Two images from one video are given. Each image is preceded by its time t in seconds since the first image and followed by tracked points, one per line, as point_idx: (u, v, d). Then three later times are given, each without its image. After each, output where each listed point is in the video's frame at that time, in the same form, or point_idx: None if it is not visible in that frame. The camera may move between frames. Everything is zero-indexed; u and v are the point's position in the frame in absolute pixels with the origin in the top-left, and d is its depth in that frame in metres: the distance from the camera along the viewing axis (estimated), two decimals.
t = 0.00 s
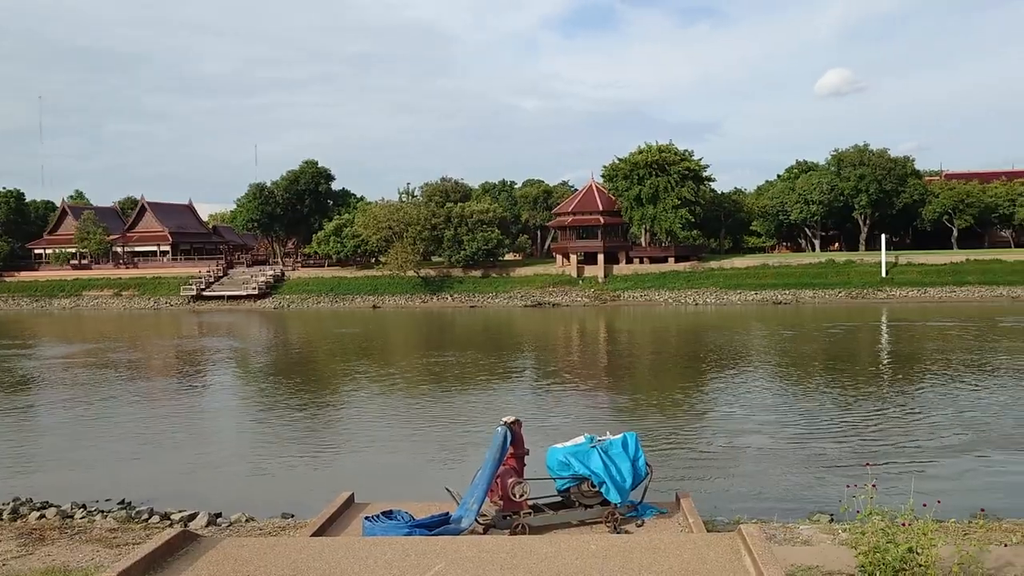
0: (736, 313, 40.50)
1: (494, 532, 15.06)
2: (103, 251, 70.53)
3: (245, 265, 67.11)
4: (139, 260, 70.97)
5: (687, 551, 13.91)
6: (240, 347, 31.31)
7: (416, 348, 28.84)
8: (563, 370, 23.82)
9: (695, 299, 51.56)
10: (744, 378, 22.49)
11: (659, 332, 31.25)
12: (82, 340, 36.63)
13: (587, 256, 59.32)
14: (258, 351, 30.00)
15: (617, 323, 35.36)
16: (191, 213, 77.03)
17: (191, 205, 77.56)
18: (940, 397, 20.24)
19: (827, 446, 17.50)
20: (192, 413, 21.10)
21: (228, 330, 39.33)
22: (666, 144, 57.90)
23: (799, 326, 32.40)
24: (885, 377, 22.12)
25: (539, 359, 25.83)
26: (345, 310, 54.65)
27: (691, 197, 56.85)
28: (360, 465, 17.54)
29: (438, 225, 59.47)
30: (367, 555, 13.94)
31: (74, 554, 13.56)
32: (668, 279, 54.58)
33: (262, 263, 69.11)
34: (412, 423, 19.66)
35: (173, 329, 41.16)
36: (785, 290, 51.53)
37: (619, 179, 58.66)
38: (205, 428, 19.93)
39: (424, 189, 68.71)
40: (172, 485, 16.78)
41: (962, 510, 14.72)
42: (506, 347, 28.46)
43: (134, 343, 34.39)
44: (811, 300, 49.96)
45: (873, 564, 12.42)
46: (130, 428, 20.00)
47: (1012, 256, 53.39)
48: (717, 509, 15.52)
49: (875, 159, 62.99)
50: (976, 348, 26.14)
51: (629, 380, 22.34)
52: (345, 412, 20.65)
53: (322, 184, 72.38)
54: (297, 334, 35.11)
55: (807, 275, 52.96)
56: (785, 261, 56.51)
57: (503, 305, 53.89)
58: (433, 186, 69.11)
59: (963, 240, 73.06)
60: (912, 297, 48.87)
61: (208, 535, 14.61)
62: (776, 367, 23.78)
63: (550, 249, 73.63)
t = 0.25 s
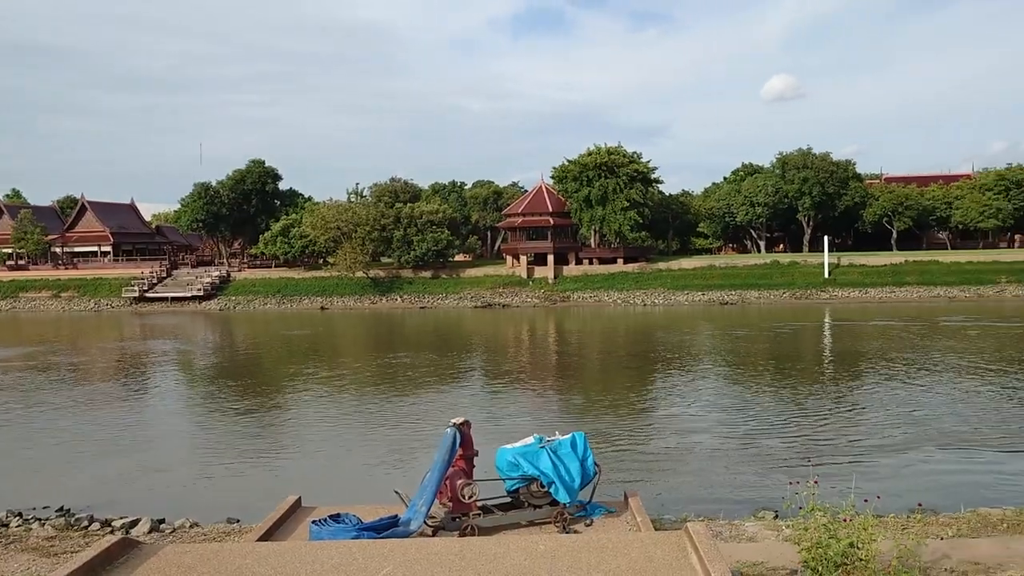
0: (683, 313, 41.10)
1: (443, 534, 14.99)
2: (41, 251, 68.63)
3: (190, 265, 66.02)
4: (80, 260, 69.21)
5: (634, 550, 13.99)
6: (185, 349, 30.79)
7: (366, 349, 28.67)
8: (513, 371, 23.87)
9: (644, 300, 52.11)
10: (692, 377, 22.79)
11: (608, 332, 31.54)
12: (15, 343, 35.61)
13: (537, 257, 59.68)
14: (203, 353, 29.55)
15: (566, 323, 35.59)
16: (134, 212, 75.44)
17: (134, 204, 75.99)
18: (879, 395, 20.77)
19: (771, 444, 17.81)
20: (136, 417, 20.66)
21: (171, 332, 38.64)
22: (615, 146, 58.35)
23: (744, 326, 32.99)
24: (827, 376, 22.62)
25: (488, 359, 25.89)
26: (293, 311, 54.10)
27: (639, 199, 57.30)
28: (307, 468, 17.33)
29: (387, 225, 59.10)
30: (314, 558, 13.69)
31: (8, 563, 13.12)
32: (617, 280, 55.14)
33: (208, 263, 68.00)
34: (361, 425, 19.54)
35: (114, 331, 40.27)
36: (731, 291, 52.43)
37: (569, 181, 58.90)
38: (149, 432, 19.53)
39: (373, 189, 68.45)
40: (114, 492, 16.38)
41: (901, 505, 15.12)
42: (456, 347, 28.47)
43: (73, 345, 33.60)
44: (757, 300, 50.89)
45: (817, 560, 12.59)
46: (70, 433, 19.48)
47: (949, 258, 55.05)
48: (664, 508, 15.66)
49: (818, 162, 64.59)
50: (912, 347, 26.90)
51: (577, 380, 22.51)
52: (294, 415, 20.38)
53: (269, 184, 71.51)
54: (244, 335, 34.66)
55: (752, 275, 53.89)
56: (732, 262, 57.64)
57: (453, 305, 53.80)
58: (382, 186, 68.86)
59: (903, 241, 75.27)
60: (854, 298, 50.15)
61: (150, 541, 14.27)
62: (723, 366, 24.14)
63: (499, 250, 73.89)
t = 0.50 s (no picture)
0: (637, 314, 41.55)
1: (397, 536, 14.87)
2: None
3: (139, 266, 64.90)
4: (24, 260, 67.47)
5: (588, 549, 14.01)
6: (134, 351, 30.21)
7: (320, 351, 28.40)
8: (469, 372, 23.83)
9: (599, 301, 52.47)
10: (647, 377, 22.99)
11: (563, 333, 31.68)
12: None
13: (493, 258, 59.80)
14: (152, 355, 29.06)
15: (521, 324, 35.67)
16: (81, 212, 73.83)
17: (82, 203, 74.40)
18: (829, 394, 21.15)
19: (724, 443, 18.02)
20: (82, 421, 20.18)
21: (119, 334, 37.91)
22: (571, 147, 59.22)
23: (696, 326, 33.40)
24: (779, 375, 22.98)
25: (443, 360, 25.88)
26: (245, 313, 53.54)
27: (594, 200, 58.28)
28: (260, 471, 17.10)
29: (342, 226, 58.82)
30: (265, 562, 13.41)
31: None
32: (572, 281, 55.45)
33: (158, 263, 66.88)
34: (315, 427, 19.36)
35: (59, 333, 39.35)
36: (686, 291, 53.05)
37: (525, 182, 59.74)
38: (96, 437, 19.09)
39: (327, 189, 68.04)
40: (60, 498, 15.96)
41: (849, 501, 15.42)
42: (411, 348, 28.43)
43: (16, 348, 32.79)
44: (710, 300, 51.54)
45: (767, 556, 13.11)
46: (13, 438, 18.95)
47: (896, 260, 56.45)
48: (618, 507, 15.73)
49: (769, 165, 65.81)
50: (860, 347, 27.46)
51: (532, 381, 22.59)
52: (247, 418, 20.08)
53: (221, 183, 70.62)
54: (196, 337, 34.12)
55: (705, 276, 54.51)
56: (685, 262, 58.47)
57: (408, 306, 53.64)
58: (336, 186, 68.39)
59: (851, 243, 77.02)
60: (804, 298, 51.10)
61: (96, 547, 13.90)
62: (678, 366, 24.39)
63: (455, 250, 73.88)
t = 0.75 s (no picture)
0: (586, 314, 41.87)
1: (345, 539, 14.68)
2: None
3: (80, 267, 63.49)
4: None
5: (537, 549, 13.98)
6: (75, 353, 29.54)
7: (269, 352, 28.07)
8: (418, 374, 23.75)
9: (549, 301, 52.80)
10: (596, 378, 23.16)
11: (514, 333, 31.79)
12: None
13: (443, 258, 59.80)
14: (93, 356, 28.43)
15: (472, 325, 35.69)
16: (19, 210, 71.80)
17: (20, 201, 72.38)
18: (775, 393, 21.52)
19: (672, 442, 18.21)
20: (20, 426, 19.61)
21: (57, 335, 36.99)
22: (521, 148, 59.28)
23: (644, 327, 33.77)
24: (727, 375, 23.33)
25: (393, 361, 25.78)
26: (190, 313, 52.83)
27: (545, 201, 58.23)
28: (207, 476, 16.80)
29: (290, 225, 58.19)
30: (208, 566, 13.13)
31: None
32: (524, 282, 55.65)
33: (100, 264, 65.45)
34: (263, 429, 19.12)
35: None
36: (635, 292, 53.59)
37: (475, 182, 59.29)
38: (34, 442, 18.56)
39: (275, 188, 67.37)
40: None
41: (793, 499, 15.68)
42: (360, 349, 28.26)
43: None
44: (659, 301, 52.14)
45: (714, 553, 13.19)
46: None
47: (839, 262, 57.82)
48: (567, 507, 15.78)
49: (717, 168, 66.62)
50: (804, 347, 28.02)
51: (483, 381, 22.61)
52: (191, 422, 19.71)
53: (166, 181, 69.40)
54: (140, 339, 33.53)
55: (654, 277, 55.21)
56: (635, 264, 59.11)
57: (358, 308, 53.34)
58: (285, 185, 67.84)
59: (796, 245, 78.70)
60: (750, 299, 51.96)
61: (33, 554, 13.47)
62: (628, 367, 24.61)
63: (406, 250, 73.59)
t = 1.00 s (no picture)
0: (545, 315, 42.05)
1: (301, 542, 14.47)
2: None
3: (27, 267, 62.09)
4: None
5: (494, 548, 13.95)
6: (21, 355, 28.85)
7: (224, 353, 27.73)
8: (376, 375, 23.64)
9: (508, 302, 52.99)
10: (554, 378, 23.28)
11: (472, 334, 31.86)
12: None
13: (401, 259, 59.66)
14: (41, 358, 27.83)
15: (431, 326, 35.68)
16: None
17: None
18: (730, 393, 21.84)
19: (628, 442, 18.36)
20: None
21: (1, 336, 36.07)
22: (479, 149, 59.19)
23: (600, 327, 34.05)
24: (684, 375, 23.59)
25: (351, 362, 25.65)
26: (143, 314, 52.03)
27: (504, 202, 58.29)
28: (159, 481, 16.49)
29: (245, 225, 57.55)
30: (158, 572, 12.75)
31: None
32: (482, 282, 55.63)
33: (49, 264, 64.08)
34: (217, 432, 18.87)
35: None
36: (593, 292, 53.90)
37: (434, 183, 59.31)
38: None
39: (230, 187, 66.65)
40: None
41: (747, 497, 15.87)
42: (318, 350, 28.07)
43: None
44: (617, 301, 52.55)
45: (669, 551, 13.29)
46: None
47: (792, 263, 58.87)
48: (525, 507, 15.79)
49: (673, 169, 67.16)
50: (758, 346, 28.48)
51: (441, 382, 22.61)
52: (142, 426, 19.36)
53: (117, 180, 68.24)
54: (90, 340, 32.91)
55: (612, 278, 55.69)
56: (592, 265, 59.49)
57: (314, 309, 53.09)
58: (240, 185, 67.14)
59: (750, 246, 79.99)
60: (705, 300, 52.60)
61: None
62: (586, 367, 24.79)
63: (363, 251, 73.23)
